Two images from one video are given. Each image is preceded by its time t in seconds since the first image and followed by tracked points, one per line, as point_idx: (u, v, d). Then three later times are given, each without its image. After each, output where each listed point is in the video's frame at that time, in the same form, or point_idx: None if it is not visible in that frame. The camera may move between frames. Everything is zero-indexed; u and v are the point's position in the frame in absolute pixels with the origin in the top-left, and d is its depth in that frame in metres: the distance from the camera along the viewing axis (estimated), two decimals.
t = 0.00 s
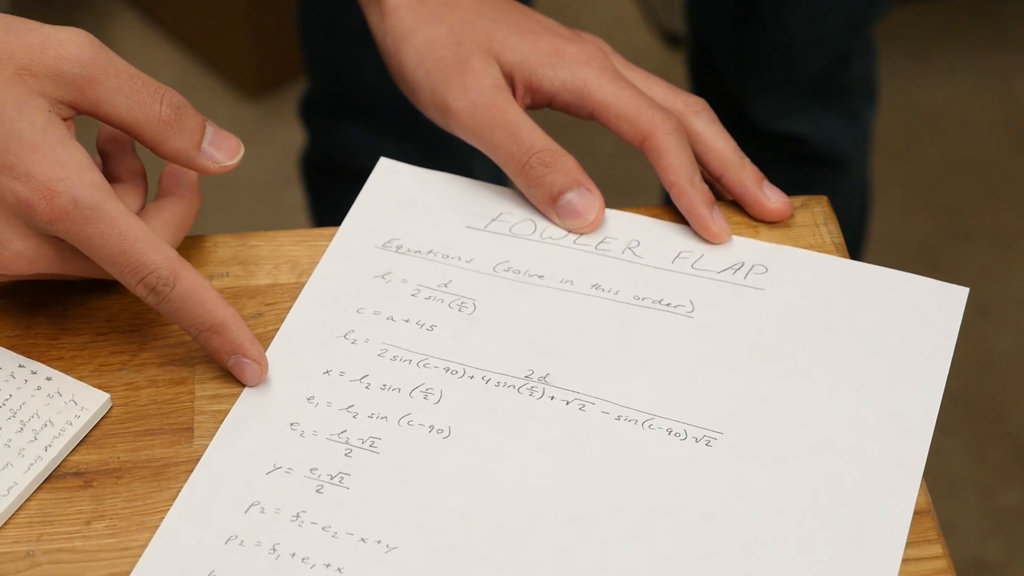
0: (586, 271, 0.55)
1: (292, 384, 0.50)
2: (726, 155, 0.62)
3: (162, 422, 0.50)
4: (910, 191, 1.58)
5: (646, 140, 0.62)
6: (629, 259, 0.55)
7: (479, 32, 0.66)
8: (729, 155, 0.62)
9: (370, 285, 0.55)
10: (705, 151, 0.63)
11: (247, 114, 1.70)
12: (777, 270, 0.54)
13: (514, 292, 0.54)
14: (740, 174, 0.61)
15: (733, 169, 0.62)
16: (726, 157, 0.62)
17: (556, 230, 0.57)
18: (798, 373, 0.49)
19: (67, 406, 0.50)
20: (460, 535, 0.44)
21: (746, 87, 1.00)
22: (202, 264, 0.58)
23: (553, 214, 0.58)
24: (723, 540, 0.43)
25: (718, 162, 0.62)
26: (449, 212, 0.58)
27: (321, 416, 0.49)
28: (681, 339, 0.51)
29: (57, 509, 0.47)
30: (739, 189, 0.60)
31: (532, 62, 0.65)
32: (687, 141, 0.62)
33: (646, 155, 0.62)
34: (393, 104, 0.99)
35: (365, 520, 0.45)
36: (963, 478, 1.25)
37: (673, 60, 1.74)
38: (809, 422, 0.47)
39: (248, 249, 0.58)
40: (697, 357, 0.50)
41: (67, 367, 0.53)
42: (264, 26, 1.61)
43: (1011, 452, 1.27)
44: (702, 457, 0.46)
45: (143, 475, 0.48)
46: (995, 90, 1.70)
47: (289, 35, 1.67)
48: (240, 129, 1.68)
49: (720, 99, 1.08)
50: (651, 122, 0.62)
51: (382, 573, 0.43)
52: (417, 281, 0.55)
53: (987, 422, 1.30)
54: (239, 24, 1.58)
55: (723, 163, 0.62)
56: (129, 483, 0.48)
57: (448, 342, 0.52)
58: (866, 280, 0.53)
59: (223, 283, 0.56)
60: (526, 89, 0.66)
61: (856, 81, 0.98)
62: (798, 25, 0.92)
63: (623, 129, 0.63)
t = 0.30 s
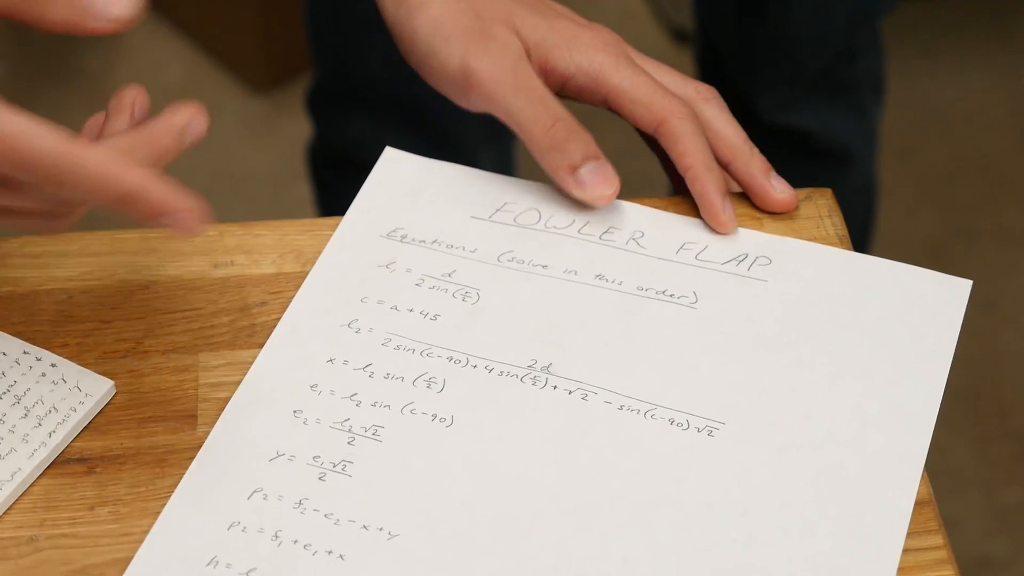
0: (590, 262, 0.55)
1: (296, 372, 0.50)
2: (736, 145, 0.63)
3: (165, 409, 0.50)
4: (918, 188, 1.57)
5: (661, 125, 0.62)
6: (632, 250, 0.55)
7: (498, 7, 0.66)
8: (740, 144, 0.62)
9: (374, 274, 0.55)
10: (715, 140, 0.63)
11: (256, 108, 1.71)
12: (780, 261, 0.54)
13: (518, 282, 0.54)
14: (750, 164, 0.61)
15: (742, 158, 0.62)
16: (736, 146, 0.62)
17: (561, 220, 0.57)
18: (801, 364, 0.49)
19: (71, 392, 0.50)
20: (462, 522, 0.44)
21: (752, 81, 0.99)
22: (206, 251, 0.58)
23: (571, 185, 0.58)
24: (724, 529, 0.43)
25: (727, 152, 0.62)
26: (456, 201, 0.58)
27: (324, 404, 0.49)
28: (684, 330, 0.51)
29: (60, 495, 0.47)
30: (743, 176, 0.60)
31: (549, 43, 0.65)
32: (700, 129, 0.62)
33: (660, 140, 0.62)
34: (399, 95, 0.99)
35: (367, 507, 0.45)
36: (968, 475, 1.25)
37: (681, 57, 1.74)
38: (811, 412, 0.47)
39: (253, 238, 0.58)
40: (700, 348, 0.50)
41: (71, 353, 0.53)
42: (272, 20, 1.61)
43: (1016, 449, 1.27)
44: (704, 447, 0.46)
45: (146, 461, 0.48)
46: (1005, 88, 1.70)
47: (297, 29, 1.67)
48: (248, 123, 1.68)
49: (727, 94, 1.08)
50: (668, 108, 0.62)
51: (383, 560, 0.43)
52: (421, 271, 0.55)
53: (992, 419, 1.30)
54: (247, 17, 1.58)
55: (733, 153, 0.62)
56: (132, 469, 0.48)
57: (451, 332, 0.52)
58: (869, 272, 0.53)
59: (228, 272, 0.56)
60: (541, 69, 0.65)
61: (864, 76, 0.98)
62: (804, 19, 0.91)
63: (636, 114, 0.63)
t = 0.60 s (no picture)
0: (588, 254, 0.55)
1: (295, 362, 0.51)
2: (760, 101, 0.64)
3: (165, 397, 0.50)
4: (918, 186, 1.57)
5: (724, 14, 0.60)
6: (631, 242, 0.55)
7: None
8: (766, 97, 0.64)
9: (373, 266, 0.55)
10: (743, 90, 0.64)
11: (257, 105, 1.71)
12: (777, 254, 0.54)
13: (516, 274, 0.54)
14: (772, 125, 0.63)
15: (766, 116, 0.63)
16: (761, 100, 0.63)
17: (559, 211, 0.58)
18: (796, 356, 0.49)
19: (72, 380, 0.50)
20: (458, 511, 0.44)
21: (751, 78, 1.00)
22: (206, 242, 0.58)
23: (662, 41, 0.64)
24: (720, 518, 0.43)
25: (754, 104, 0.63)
26: (455, 192, 0.59)
27: (323, 394, 0.49)
28: (681, 322, 0.51)
29: (60, 482, 0.47)
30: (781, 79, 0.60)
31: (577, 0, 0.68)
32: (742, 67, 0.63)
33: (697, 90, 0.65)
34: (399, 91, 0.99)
35: (365, 496, 0.45)
36: (967, 472, 1.25)
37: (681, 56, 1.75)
38: (806, 404, 0.47)
39: (253, 228, 0.58)
40: (696, 340, 0.50)
41: (71, 342, 0.53)
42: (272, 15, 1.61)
43: (1014, 446, 1.27)
44: (700, 437, 0.46)
45: (146, 449, 0.48)
46: (1004, 86, 1.70)
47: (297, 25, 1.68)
48: (249, 118, 1.69)
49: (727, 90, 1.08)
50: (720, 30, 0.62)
51: (381, 549, 0.43)
52: (420, 262, 0.55)
53: (990, 416, 1.30)
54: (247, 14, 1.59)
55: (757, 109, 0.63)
56: (132, 457, 0.48)
57: (450, 323, 0.52)
58: (865, 265, 0.53)
59: (228, 261, 0.57)
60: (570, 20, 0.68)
61: (863, 72, 0.98)
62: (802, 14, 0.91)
63: (690, 21, 0.62)
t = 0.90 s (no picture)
0: (598, 250, 0.55)
1: (306, 356, 0.51)
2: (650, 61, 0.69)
3: (177, 390, 0.51)
4: (922, 186, 1.57)
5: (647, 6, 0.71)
6: (641, 238, 0.56)
7: None
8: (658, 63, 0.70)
9: (383, 260, 0.55)
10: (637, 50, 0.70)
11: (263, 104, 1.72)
12: (788, 250, 0.54)
13: (526, 270, 0.54)
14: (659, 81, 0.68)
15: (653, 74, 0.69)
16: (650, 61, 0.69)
17: (569, 206, 0.58)
18: (806, 351, 0.49)
19: (84, 372, 0.51)
20: (469, 503, 0.44)
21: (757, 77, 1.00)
22: (216, 237, 0.58)
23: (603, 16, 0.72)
24: (731, 512, 0.44)
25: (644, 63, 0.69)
26: (466, 187, 0.59)
27: (335, 387, 0.49)
28: (692, 317, 0.51)
29: (73, 474, 0.48)
30: (690, 24, 0.68)
31: None
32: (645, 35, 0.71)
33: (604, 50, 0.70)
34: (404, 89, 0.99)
35: (376, 489, 0.45)
36: (971, 472, 1.26)
37: (686, 58, 1.77)
38: (816, 399, 0.47)
39: (264, 223, 0.59)
40: (707, 335, 0.50)
41: (83, 335, 0.53)
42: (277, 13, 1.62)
43: (1018, 446, 1.28)
44: (711, 432, 0.46)
45: (158, 442, 0.49)
46: (1007, 86, 1.70)
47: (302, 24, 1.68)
48: (254, 116, 1.69)
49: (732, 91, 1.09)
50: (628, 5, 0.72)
51: (392, 543, 0.43)
52: (431, 257, 0.55)
53: (995, 417, 1.31)
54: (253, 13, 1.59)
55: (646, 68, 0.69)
56: (144, 450, 0.48)
57: (460, 318, 0.52)
58: (874, 261, 0.53)
59: (239, 256, 0.57)
60: None
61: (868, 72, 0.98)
62: (808, 13, 0.92)
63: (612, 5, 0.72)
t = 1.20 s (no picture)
0: (603, 247, 0.55)
1: (312, 353, 0.51)
2: (604, 85, 0.63)
3: (183, 389, 0.51)
4: (920, 186, 1.58)
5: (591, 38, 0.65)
6: (646, 235, 0.56)
7: None
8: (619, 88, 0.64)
9: (389, 259, 0.55)
10: (587, 74, 0.64)
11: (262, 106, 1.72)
12: (792, 247, 0.54)
13: (531, 268, 0.54)
14: (608, 108, 0.63)
15: (602, 99, 0.63)
16: (606, 85, 0.63)
17: (575, 205, 0.58)
18: (811, 347, 0.50)
19: (91, 371, 0.51)
20: (475, 501, 0.45)
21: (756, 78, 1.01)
22: (221, 236, 0.58)
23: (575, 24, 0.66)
24: (738, 508, 0.44)
25: (595, 88, 0.64)
26: (471, 187, 0.59)
27: (341, 385, 0.50)
28: (697, 314, 0.51)
29: (81, 473, 0.48)
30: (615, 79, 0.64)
31: None
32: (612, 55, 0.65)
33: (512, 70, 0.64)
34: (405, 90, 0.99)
35: (384, 487, 0.45)
36: (971, 470, 1.26)
37: (685, 59, 1.78)
38: (822, 396, 0.47)
39: (269, 221, 0.59)
40: (712, 331, 0.51)
41: (90, 334, 0.53)
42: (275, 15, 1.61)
43: (1018, 444, 1.28)
44: (717, 429, 0.46)
45: (166, 440, 0.49)
46: (1005, 87, 1.71)
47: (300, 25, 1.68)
48: (254, 118, 1.69)
49: (732, 91, 1.09)
50: (597, 17, 0.66)
51: (400, 541, 0.44)
52: (436, 255, 0.55)
53: (994, 415, 1.31)
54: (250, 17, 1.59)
55: (597, 94, 0.63)
56: (152, 449, 0.48)
57: (466, 316, 0.52)
58: (877, 258, 0.54)
59: (245, 255, 0.57)
60: None
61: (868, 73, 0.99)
62: (808, 13, 0.92)
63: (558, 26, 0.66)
